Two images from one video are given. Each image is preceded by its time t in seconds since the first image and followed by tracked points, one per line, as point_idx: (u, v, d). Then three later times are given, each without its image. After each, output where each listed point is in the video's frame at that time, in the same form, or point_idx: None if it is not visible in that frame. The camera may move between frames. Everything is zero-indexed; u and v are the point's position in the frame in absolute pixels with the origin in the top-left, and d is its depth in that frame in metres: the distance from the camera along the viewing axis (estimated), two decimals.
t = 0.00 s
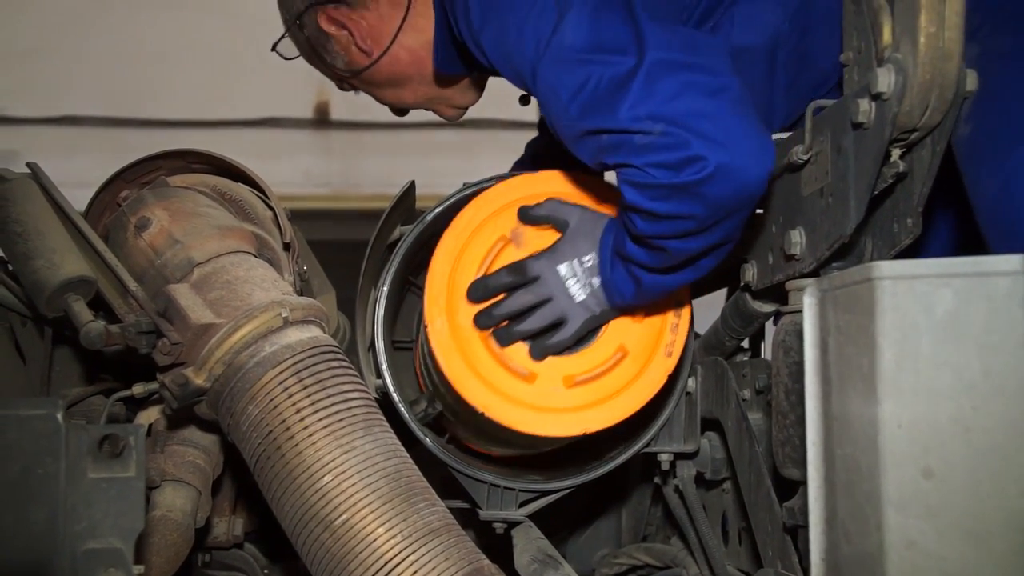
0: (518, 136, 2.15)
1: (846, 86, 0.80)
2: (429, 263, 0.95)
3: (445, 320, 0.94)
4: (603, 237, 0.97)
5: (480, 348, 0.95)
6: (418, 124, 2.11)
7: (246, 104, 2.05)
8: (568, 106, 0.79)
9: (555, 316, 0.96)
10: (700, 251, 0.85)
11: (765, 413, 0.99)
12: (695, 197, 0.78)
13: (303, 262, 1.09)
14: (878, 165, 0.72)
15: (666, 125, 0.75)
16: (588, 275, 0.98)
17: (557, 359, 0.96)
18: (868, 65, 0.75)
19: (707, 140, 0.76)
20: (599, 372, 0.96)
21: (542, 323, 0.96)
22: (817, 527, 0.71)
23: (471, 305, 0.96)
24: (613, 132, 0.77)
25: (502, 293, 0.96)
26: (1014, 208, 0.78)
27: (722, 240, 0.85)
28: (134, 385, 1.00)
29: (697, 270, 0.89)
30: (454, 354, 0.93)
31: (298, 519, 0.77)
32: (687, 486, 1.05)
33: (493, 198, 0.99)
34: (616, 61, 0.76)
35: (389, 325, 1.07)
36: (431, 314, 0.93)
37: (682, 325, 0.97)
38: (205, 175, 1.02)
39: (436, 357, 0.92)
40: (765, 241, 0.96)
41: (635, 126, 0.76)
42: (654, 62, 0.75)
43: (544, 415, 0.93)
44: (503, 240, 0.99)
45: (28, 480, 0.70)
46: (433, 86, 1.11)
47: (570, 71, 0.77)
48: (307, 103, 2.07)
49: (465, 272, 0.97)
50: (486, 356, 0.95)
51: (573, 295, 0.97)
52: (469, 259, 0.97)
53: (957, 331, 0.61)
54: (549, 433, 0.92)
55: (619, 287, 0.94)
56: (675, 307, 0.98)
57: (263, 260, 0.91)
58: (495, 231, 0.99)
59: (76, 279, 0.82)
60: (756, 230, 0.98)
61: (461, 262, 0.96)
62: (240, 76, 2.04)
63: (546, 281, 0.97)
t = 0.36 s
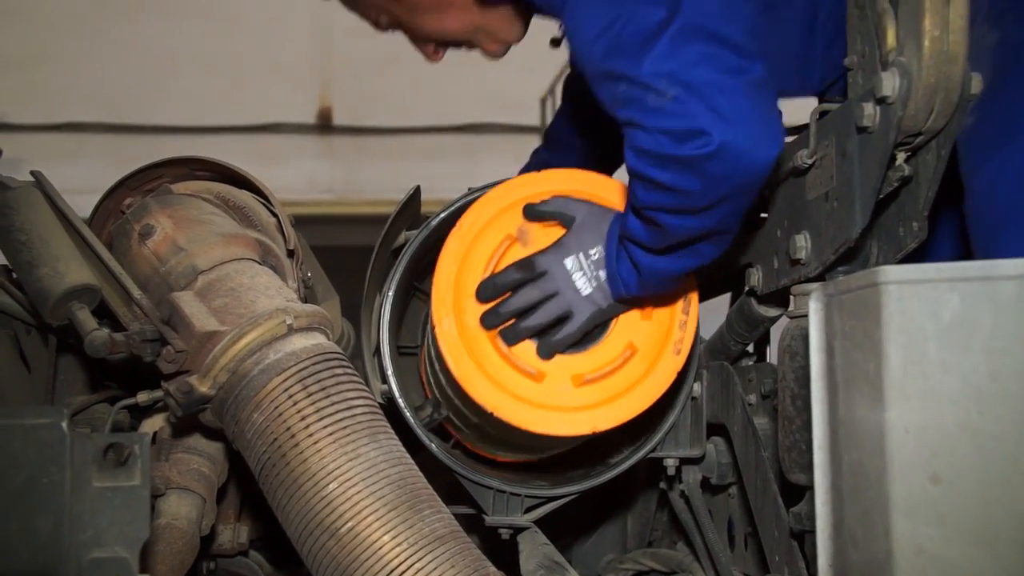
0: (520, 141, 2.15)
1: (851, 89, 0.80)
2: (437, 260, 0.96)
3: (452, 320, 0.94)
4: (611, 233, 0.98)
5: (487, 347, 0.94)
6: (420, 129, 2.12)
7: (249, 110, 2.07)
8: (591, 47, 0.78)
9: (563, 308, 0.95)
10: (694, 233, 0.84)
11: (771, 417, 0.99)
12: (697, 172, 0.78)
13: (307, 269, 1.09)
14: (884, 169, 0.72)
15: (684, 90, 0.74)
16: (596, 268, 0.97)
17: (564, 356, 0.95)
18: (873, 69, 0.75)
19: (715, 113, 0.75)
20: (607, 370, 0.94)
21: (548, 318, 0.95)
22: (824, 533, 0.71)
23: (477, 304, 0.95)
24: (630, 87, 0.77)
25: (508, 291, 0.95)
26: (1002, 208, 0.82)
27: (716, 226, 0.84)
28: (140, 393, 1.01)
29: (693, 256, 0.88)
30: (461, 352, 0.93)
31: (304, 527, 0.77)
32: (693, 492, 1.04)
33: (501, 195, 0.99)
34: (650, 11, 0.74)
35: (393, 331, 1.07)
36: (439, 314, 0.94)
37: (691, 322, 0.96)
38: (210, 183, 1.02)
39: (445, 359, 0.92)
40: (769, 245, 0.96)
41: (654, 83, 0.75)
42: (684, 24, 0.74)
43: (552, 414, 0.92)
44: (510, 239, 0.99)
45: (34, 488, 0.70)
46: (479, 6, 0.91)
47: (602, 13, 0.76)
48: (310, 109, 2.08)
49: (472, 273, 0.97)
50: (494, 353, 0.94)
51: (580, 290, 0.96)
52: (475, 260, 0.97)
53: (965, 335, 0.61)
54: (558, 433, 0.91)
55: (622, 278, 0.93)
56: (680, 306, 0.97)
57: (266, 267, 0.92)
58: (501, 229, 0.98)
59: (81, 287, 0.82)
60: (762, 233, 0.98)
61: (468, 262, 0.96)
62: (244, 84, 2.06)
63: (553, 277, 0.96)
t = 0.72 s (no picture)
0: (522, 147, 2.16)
1: (856, 94, 0.80)
2: (429, 282, 0.96)
3: (445, 341, 0.95)
4: (610, 242, 0.98)
5: (482, 368, 0.96)
6: (422, 136, 2.13)
7: (252, 118, 2.08)
8: None
9: (558, 330, 0.97)
10: (712, 193, 0.80)
11: (776, 421, 0.99)
12: (740, 102, 0.74)
13: (311, 276, 1.09)
14: (889, 172, 0.72)
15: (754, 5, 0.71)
16: (586, 285, 0.98)
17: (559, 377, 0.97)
18: (878, 73, 0.75)
19: (778, 36, 0.72)
20: (602, 390, 0.96)
21: (543, 341, 0.96)
22: (829, 537, 0.71)
23: (472, 325, 0.97)
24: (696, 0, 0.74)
25: (502, 316, 0.97)
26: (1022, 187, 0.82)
27: (736, 189, 0.80)
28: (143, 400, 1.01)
29: (706, 229, 0.84)
30: (455, 372, 0.94)
31: (309, 533, 0.77)
32: (699, 497, 1.04)
33: (495, 214, 0.99)
34: None
35: (397, 337, 1.07)
36: (432, 335, 0.94)
37: (687, 340, 0.98)
38: (214, 190, 1.02)
39: (439, 380, 0.93)
40: (774, 249, 0.95)
41: None
42: None
43: (548, 433, 0.94)
44: (501, 259, 1.00)
45: (38, 496, 0.71)
46: None
47: None
48: (312, 116, 2.09)
49: (464, 293, 0.98)
50: (488, 374, 0.96)
51: (571, 306, 0.97)
52: (468, 280, 0.97)
53: (970, 339, 0.61)
54: (554, 451, 0.92)
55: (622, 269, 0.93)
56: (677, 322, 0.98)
57: (270, 273, 0.92)
58: (495, 246, 0.99)
59: (85, 295, 0.82)
60: (766, 238, 0.98)
61: (461, 282, 0.97)
62: (246, 92, 2.07)
63: (547, 299, 0.98)
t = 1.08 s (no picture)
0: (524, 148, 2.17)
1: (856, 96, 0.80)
2: (428, 292, 1.01)
3: (440, 355, 0.99)
4: (602, 286, 1.01)
5: (478, 387, 1.00)
6: (425, 137, 2.13)
7: (255, 118, 2.09)
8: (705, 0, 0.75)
9: (564, 377, 0.99)
10: (728, 246, 0.82)
11: (779, 422, 0.99)
12: (760, 170, 0.76)
13: (315, 276, 1.09)
14: (890, 174, 0.72)
15: (778, 79, 0.73)
16: (584, 327, 1.01)
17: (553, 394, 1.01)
18: (877, 74, 0.75)
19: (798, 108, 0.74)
20: (594, 411, 1.00)
21: (553, 390, 0.99)
22: (834, 537, 0.71)
23: (468, 338, 1.01)
24: (724, 69, 0.75)
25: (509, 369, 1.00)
26: None
27: (748, 242, 0.81)
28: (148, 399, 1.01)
29: (714, 280, 0.86)
30: (448, 387, 0.98)
31: (313, 533, 0.77)
32: (701, 497, 1.04)
33: (494, 230, 1.03)
34: None
35: (401, 337, 1.07)
36: (429, 348, 0.99)
37: (683, 361, 1.00)
38: (218, 191, 1.02)
39: (433, 391, 0.98)
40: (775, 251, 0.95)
41: (751, 68, 0.73)
42: None
43: (537, 451, 0.98)
44: (495, 279, 1.03)
45: (44, 495, 0.71)
46: None
47: None
48: (315, 117, 2.10)
49: (464, 308, 1.01)
50: (483, 392, 1.00)
51: (572, 350, 1.00)
52: (465, 296, 1.01)
53: (974, 339, 0.61)
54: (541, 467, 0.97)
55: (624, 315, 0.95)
56: (672, 351, 1.00)
57: (275, 273, 0.92)
58: (488, 269, 1.02)
59: (89, 294, 0.82)
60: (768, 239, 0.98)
61: (457, 297, 1.01)
62: (249, 92, 2.08)
63: (543, 344, 1.01)
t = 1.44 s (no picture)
0: (527, 149, 2.17)
1: (866, 98, 0.80)
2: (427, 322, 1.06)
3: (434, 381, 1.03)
4: (520, 297, 0.96)
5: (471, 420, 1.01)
6: (428, 137, 2.14)
7: (258, 118, 2.09)
8: None
9: (497, 427, 0.96)
10: (662, 230, 0.78)
11: (784, 424, 0.99)
12: (709, 143, 0.73)
13: (320, 277, 1.09)
14: (899, 177, 0.72)
15: (738, 59, 0.71)
16: (496, 376, 0.98)
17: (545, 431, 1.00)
18: (888, 77, 0.75)
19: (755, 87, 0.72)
20: (584, 450, 0.98)
21: (489, 440, 0.95)
22: (837, 540, 0.71)
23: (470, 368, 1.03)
24: (686, 47, 0.71)
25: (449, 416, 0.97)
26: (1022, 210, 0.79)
27: (686, 225, 0.79)
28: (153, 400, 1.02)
29: (647, 266, 0.83)
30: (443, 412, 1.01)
31: (318, 534, 0.77)
32: (705, 499, 1.05)
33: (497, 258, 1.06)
34: None
35: (406, 338, 1.07)
36: (424, 374, 1.04)
37: (676, 407, 0.98)
38: (224, 191, 1.02)
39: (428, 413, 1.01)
40: (781, 253, 0.96)
41: (716, 45, 0.70)
42: None
43: (524, 485, 0.96)
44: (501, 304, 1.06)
45: (50, 495, 0.71)
46: None
47: None
48: (318, 117, 2.10)
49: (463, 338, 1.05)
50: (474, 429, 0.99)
51: (492, 400, 0.96)
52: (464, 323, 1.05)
53: (979, 342, 0.61)
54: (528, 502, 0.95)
55: (548, 310, 0.91)
56: (668, 389, 0.99)
57: (281, 274, 0.92)
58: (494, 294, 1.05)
59: (96, 294, 0.82)
60: (773, 241, 0.98)
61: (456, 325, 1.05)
62: (252, 92, 2.08)
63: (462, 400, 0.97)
